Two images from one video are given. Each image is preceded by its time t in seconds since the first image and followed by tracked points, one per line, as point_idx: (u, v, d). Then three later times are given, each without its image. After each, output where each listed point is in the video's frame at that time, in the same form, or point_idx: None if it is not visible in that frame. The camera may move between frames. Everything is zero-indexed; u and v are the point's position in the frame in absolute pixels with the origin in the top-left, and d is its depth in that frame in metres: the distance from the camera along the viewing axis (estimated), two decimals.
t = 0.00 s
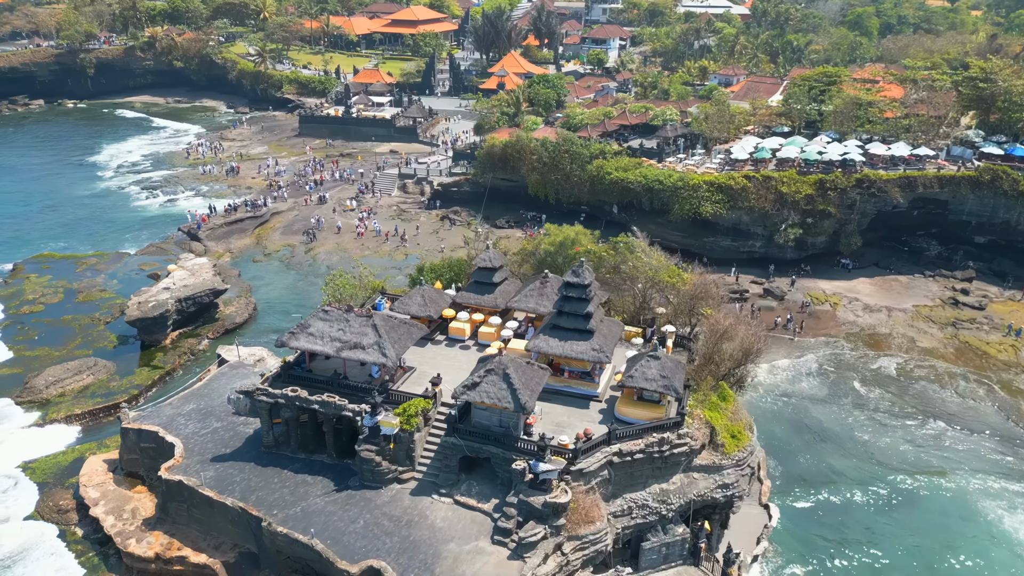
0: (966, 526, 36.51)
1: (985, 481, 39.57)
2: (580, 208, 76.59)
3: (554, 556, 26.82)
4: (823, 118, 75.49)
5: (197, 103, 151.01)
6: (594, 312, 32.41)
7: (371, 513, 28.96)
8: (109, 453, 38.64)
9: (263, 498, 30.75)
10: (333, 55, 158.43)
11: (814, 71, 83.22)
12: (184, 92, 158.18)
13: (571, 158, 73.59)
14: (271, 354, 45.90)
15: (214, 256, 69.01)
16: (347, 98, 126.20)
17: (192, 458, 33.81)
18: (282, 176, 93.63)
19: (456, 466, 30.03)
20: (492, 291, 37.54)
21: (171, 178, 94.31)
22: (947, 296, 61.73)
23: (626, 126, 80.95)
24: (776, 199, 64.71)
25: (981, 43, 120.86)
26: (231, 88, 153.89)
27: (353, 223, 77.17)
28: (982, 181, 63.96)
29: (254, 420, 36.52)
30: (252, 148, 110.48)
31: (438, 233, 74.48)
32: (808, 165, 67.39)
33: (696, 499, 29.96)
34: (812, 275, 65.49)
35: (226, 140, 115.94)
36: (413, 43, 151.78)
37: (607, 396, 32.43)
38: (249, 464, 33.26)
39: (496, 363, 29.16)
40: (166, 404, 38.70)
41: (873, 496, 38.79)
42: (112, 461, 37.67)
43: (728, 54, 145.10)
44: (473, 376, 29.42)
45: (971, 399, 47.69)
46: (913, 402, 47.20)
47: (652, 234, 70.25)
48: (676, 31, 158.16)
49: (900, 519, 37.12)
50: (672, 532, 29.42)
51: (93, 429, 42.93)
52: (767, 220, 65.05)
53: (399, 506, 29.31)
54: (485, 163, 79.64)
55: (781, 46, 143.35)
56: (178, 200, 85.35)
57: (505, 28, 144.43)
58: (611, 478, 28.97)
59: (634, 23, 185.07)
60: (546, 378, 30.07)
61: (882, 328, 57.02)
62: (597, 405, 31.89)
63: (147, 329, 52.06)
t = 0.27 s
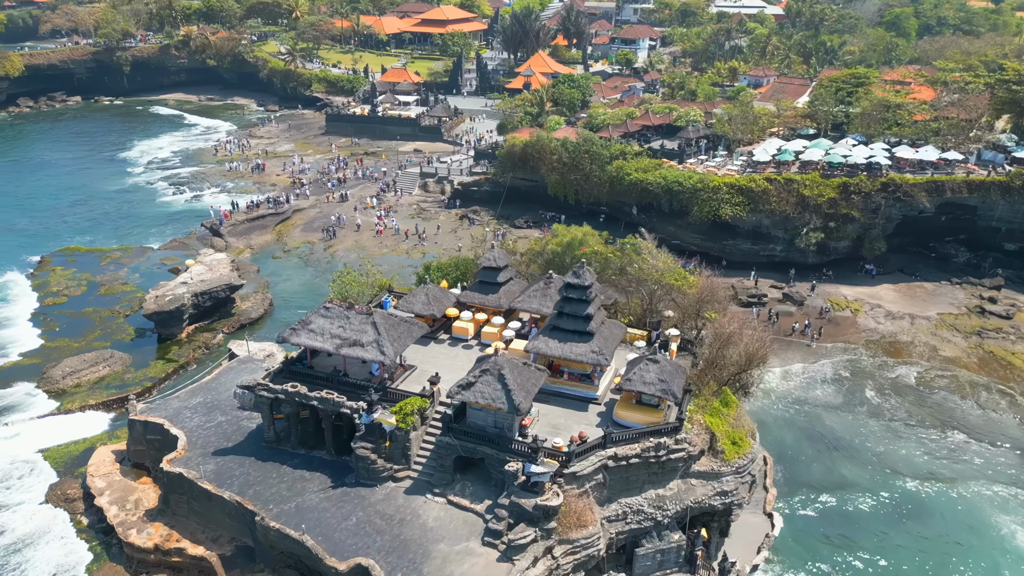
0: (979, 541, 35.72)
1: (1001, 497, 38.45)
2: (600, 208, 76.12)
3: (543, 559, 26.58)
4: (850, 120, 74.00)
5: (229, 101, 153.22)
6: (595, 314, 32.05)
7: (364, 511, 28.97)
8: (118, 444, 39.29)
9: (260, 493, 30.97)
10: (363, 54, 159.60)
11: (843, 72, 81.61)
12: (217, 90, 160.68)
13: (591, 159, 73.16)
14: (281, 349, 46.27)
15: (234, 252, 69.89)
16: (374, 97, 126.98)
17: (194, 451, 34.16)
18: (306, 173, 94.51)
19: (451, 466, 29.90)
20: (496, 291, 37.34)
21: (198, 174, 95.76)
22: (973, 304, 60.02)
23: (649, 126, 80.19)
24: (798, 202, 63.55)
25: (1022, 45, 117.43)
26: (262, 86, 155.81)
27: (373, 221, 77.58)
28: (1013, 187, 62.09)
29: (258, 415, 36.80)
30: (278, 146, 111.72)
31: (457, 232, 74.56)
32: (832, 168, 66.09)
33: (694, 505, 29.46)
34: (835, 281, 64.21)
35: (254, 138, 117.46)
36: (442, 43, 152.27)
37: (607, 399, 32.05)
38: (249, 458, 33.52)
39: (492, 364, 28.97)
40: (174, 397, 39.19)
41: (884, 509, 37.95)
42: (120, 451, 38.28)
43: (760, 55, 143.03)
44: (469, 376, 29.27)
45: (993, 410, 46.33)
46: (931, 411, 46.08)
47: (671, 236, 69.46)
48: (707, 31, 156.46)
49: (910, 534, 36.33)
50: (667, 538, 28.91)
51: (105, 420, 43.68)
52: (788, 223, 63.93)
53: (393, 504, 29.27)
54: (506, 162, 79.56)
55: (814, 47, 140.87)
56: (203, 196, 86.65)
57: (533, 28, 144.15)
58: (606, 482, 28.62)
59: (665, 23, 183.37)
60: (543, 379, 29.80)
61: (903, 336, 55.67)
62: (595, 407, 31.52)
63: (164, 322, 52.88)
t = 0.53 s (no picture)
0: (982, 554, 34.93)
1: (1009, 509, 37.54)
2: (613, 209, 75.65)
3: (527, 562, 26.34)
4: (869, 122, 72.73)
5: (253, 100, 154.85)
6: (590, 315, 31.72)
7: (351, 509, 28.94)
8: (120, 437, 39.76)
9: (251, 488, 31.10)
10: (385, 53, 160.36)
11: (863, 73, 80.27)
12: (241, 89, 162.54)
13: (604, 159, 72.77)
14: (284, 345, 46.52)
15: (248, 248, 70.51)
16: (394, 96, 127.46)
17: (189, 445, 34.42)
18: (323, 171, 95.15)
19: (439, 466, 29.74)
20: (494, 290, 37.09)
21: (217, 172, 96.83)
22: (992, 311, 58.57)
23: (664, 127, 79.49)
24: (813, 205, 62.63)
25: None
26: (285, 84, 157.20)
27: (386, 219, 77.81)
28: None
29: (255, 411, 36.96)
30: (298, 144, 112.59)
31: (468, 232, 74.61)
32: (848, 170, 64.99)
33: (683, 511, 29.01)
34: (849, 285, 63.15)
35: (274, 136, 118.53)
36: (463, 42, 152.46)
37: (600, 402, 31.69)
38: (243, 454, 33.67)
39: (481, 364, 28.75)
40: (174, 391, 39.57)
41: (887, 518, 37.23)
42: (120, 444, 38.73)
43: (784, 55, 141.18)
44: (458, 376, 29.09)
45: (1006, 420, 45.21)
46: (941, 421, 45.07)
47: (683, 238, 68.75)
48: (730, 31, 154.87)
49: (912, 544, 35.59)
50: (655, 544, 28.51)
51: (111, 413, 44.26)
52: (802, 227, 62.98)
53: (380, 503, 29.21)
54: (520, 162, 79.38)
55: (840, 48, 138.69)
56: (221, 194, 87.60)
57: (554, 28, 143.79)
58: (593, 486, 28.30)
59: (689, 23, 181.83)
60: (533, 381, 29.52)
61: (917, 342, 54.51)
62: (588, 410, 31.17)
63: (173, 317, 53.46)
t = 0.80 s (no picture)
0: (982, 565, 34.07)
1: (1012, 520, 36.61)
2: (622, 210, 75.17)
3: (507, 564, 26.09)
4: (883, 124, 71.56)
5: (271, 98, 156.02)
6: (580, 316, 31.37)
7: (334, 508, 28.87)
8: (117, 431, 40.08)
9: (237, 485, 31.14)
10: (403, 53, 160.81)
11: (879, 74, 79.01)
12: (260, 88, 163.88)
13: (614, 159, 72.32)
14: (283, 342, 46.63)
15: (256, 246, 70.93)
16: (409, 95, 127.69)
17: (181, 441, 34.57)
18: (335, 170, 95.53)
19: (424, 466, 29.56)
20: (487, 290, 36.79)
21: (231, 170, 97.62)
22: (1006, 318, 57.28)
23: (676, 127, 78.82)
24: (823, 208, 61.73)
25: None
26: (303, 83, 158.23)
27: (394, 218, 77.89)
28: None
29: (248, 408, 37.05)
30: (312, 143, 113.18)
31: (476, 231, 74.45)
32: (860, 173, 63.99)
33: (669, 516, 28.61)
34: (860, 290, 62.14)
35: (290, 134, 119.30)
36: (480, 42, 152.43)
37: (589, 404, 31.31)
38: (233, 450, 33.75)
39: (466, 364, 28.50)
40: (171, 387, 39.81)
41: (885, 527, 36.50)
42: (117, 438, 39.03)
43: (804, 56, 139.41)
44: (443, 375, 28.88)
45: (1015, 429, 44.09)
46: (947, 429, 44.08)
47: (692, 239, 68.06)
48: (750, 31, 153.28)
49: (910, 553, 34.84)
50: (640, 548, 28.16)
51: (111, 407, 44.67)
52: (812, 229, 62.09)
53: (364, 502, 29.08)
54: (529, 162, 79.11)
55: (862, 48, 136.63)
56: (233, 191, 88.26)
57: (571, 28, 143.28)
58: (577, 489, 27.98)
59: (710, 23, 180.33)
60: (519, 381, 29.25)
61: (927, 348, 53.43)
62: (576, 412, 30.86)
63: (177, 313, 53.86)
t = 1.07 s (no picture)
0: None
1: (1015, 531, 35.70)
2: (631, 211, 74.78)
3: (487, 566, 25.87)
4: (898, 126, 70.34)
5: (289, 97, 157.16)
6: (569, 317, 31.03)
7: (317, 505, 28.81)
8: (115, 425, 40.39)
9: (225, 480, 31.22)
10: (421, 53, 161.20)
11: (895, 74, 77.72)
12: (279, 87, 165.17)
13: (623, 159, 71.87)
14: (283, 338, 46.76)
15: (265, 243, 71.38)
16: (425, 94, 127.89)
17: (172, 435, 34.77)
18: (348, 168, 95.89)
19: (409, 466, 29.41)
20: (481, 289, 36.48)
21: (246, 168, 98.39)
22: (1020, 324, 55.98)
23: (687, 128, 78.15)
24: (833, 210, 60.83)
25: None
26: (321, 82, 159.15)
27: (403, 216, 77.92)
28: None
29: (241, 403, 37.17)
30: (327, 142, 113.74)
31: (485, 231, 74.34)
32: (872, 175, 62.96)
33: (655, 521, 28.20)
34: (870, 294, 61.15)
35: (306, 133, 120.01)
36: (497, 42, 152.33)
37: (577, 405, 30.97)
38: (223, 446, 33.86)
39: (450, 363, 28.29)
40: (168, 381, 40.05)
41: (883, 535, 35.79)
42: (114, 432, 39.35)
43: (825, 57, 137.63)
44: (427, 374, 28.70)
45: None
46: (953, 437, 43.11)
47: (701, 241, 67.39)
48: (770, 32, 151.64)
49: (907, 563, 34.10)
50: (624, 552, 27.79)
51: (112, 400, 45.09)
52: (822, 232, 61.15)
53: (348, 500, 29.01)
54: (539, 162, 78.81)
55: (884, 49, 134.53)
56: (246, 189, 88.94)
57: (588, 28, 142.66)
58: (561, 491, 27.71)
59: (730, 23, 178.75)
60: (505, 382, 29.00)
61: (936, 355, 52.35)
62: (564, 413, 30.56)
63: (181, 309, 54.20)
